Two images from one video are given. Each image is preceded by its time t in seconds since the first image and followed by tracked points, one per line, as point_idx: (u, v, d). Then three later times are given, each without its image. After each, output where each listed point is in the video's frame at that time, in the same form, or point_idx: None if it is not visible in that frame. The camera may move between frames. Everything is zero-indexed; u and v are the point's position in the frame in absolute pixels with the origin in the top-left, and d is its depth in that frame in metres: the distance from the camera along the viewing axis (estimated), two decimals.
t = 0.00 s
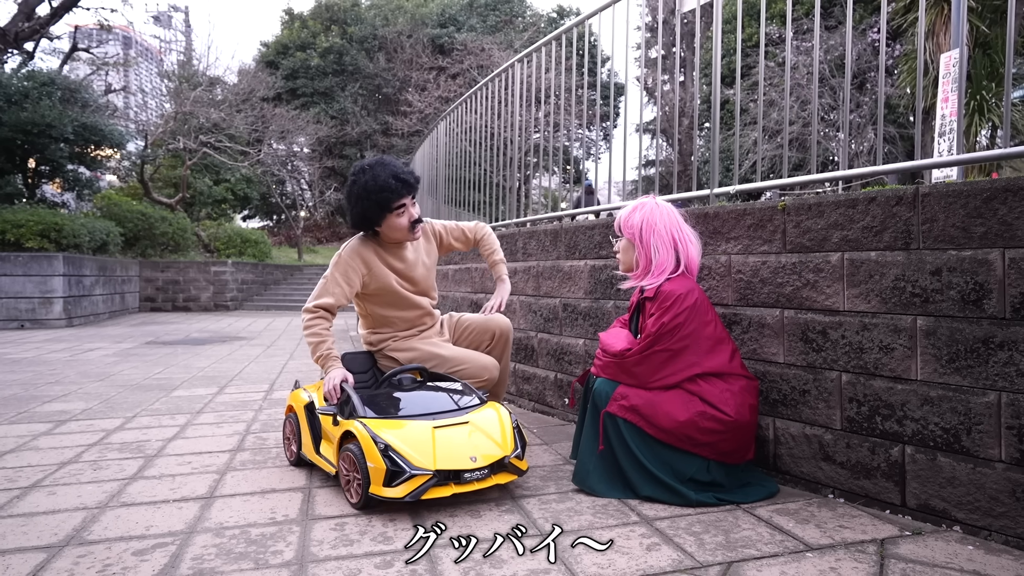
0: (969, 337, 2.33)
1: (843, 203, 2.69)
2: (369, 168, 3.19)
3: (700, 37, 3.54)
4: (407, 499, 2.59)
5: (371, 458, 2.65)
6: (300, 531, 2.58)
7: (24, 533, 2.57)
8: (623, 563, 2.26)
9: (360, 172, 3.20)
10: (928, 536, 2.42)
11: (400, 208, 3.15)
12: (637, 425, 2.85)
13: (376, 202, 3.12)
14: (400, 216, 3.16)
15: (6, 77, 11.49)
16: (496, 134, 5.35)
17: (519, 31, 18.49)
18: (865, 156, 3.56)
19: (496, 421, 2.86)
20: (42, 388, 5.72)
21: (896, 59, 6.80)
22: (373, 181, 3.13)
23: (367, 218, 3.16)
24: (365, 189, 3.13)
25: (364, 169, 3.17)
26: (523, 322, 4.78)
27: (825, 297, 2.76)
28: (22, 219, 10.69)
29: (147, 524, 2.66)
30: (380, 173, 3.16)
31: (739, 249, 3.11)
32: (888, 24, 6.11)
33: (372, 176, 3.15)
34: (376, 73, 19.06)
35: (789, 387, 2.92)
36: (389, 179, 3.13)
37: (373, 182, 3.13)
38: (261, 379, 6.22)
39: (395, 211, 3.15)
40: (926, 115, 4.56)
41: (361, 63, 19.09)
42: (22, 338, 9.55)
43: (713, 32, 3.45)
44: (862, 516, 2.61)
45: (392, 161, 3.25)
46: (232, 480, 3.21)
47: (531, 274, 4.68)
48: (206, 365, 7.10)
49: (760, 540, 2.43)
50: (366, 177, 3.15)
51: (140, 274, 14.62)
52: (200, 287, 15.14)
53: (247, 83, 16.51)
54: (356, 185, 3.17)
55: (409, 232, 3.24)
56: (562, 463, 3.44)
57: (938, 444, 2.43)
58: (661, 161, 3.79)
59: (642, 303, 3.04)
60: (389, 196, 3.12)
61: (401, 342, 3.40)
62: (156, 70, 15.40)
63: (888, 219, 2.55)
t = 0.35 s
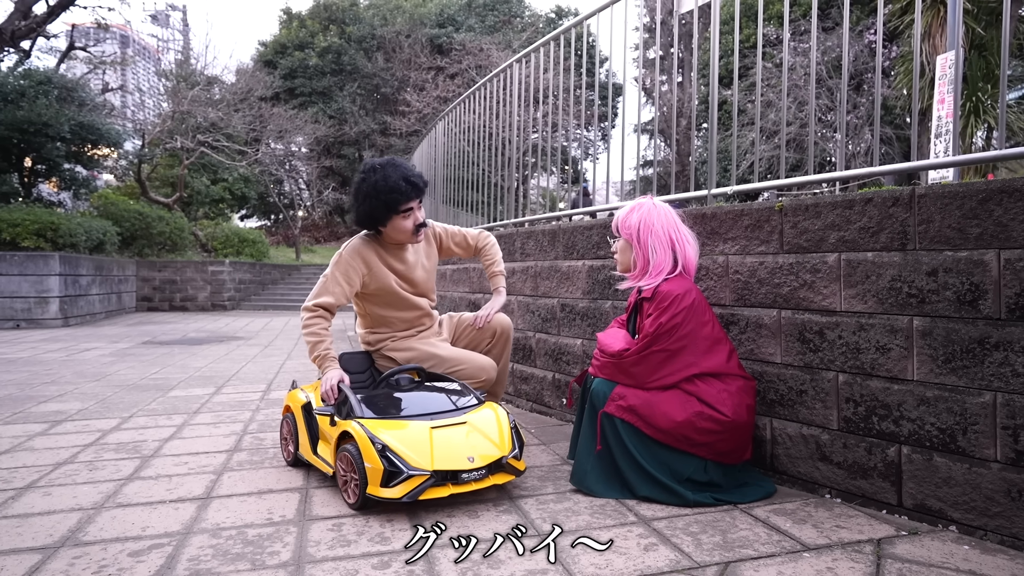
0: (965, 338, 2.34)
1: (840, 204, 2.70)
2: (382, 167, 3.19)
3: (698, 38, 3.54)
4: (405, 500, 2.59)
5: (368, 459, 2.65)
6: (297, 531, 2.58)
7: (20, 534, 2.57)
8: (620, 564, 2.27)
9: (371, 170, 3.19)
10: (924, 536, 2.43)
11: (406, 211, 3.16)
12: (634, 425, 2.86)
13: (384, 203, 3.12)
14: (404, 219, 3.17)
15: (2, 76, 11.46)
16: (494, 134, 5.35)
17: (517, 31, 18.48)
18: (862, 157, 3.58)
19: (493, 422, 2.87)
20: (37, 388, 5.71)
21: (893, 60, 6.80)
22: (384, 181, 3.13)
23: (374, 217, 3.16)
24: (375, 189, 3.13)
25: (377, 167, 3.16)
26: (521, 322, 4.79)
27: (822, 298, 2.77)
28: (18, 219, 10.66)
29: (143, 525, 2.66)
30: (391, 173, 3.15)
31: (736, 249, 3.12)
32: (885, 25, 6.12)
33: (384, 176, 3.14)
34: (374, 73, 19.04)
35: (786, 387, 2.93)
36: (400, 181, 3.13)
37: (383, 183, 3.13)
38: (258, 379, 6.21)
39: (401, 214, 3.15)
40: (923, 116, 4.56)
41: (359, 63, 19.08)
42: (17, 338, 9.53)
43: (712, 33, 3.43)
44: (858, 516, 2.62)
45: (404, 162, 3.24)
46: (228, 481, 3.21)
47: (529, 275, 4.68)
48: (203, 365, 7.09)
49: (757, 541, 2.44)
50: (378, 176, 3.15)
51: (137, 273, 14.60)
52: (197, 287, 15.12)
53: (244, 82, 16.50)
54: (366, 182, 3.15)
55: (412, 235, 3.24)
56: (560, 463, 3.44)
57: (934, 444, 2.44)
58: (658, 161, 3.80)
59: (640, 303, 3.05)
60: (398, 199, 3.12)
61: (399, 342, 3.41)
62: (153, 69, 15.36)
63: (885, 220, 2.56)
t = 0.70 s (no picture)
0: (962, 337, 2.34)
1: (837, 204, 2.70)
2: (453, 173, 3.15)
3: (695, 39, 3.55)
4: (401, 500, 2.58)
5: (365, 458, 2.64)
6: (294, 532, 2.58)
7: (15, 535, 2.55)
8: (618, 563, 2.27)
9: (442, 170, 3.15)
10: (921, 535, 2.43)
11: (456, 221, 3.14)
12: (632, 425, 2.86)
13: (444, 206, 3.08)
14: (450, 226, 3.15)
15: None
16: (491, 134, 5.35)
17: (513, 31, 18.47)
18: (859, 158, 3.57)
19: (491, 422, 2.87)
20: (33, 389, 5.69)
21: (889, 60, 6.81)
22: (450, 185, 3.08)
23: (428, 216, 3.11)
24: (439, 190, 3.08)
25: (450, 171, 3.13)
26: (518, 322, 4.78)
27: (819, 297, 2.77)
28: (13, 220, 10.61)
29: (139, 525, 2.65)
30: (459, 180, 3.12)
31: (733, 249, 3.12)
32: (882, 25, 6.12)
33: (456, 183, 3.11)
34: (370, 73, 19.01)
35: (783, 387, 2.93)
36: (467, 193, 3.11)
37: (452, 188, 3.09)
38: (254, 380, 6.20)
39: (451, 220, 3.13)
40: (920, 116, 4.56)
41: (355, 63, 19.05)
42: (13, 339, 9.49)
43: (708, 33, 3.43)
44: (855, 515, 2.62)
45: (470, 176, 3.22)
46: (224, 481, 3.20)
47: (526, 274, 4.68)
48: (199, 366, 7.08)
49: (754, 540, 2.44)
50: (448, 178, 3.11)
51: (133, 274, 14.56)
52: (194, 287, 15.08)
53: (240, 82, 16.46)
54: (436, 178, 3.11)
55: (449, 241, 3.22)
56: (557, 463, 3.44)
57: (931, 443, 2.44)
58: (656, 161, 3.76)
59: (637, 303, 3.05)
60: (456, 207, 3.10)
61: (400, 342, 3.40)
62: (149, 69, 15.31)
63: (882, 220, 2.56)
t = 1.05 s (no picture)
0: (962, 335, 2.33)
1: (837, 202, 2.69)
2: (521, 193, 3.07)
3: (694, 36, 3.55)
4: (401, 499, 2.57)
5: (365, 458, 2.63)
6: (293, 531, 2.57)
7: (15, 534, 2.54)
8: (618, 562, 2.26)
9: (512, 184, 3.08)
10: (922, 533, 2.42)
11: (496, 236, 3.10)
12: (631, 424, 2.85)
13: (494, 219, 3.03)
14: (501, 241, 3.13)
15: None
16: (490, 133, 5.33)
17: (512, 30, 18.45)
18: (858, 156, 3.54)
19: (491, 421, 2.87)
20: (33, 388, 5.68)
21: (888, 58, 6.79)
22: (496, 201, 3.02)
23: (476, 223, 3.08)
24: (497, 202, 3.02)
25: (518, 189, 3.05)
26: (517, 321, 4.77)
27: (819, 295, 2.76)
28: (12, 220, 10.58)
29: (139, 524, 2.64)
30: (519, 200, 3.05)
31: (733, 247, 3.11)
32: (881, 23, 6.10)
33: (516, 203, 3.03)
34: (369, 72, 18.98)
35: (783, 385, 2.92)
36: (521, 219, 3.03)
37: (511, 210, 3.02)
38: (254, 379, 6.18)
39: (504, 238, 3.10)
40: (919, 114, 4.55)
41: (354, 62, 19.02)
42: (13, 339, 9.47)
43: (707, 31, 3.41)
44: (856, 514, 2.61)
45: (535, 200, 3.13)
46: (224, 480, 3.19)
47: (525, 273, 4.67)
48: (199, 365, 7.06)
49: (755, 539, 2.43)
50: (511, 196, 3.03)
51: (132, 273, 14.54)
52: (193, 287, 15.06)
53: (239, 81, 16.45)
54: (502, 192, 3.04)
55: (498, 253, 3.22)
56: (557, 462, 3.43)
57: (932, 441, 2.44)
58: (655, 160, 3.76)
59: (637, 301, 3.04)
60: (502, 227, 3.05)
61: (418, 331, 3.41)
62: (148, 69, 15.27)
63: (882, 217, 2.55)
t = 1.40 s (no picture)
0: (966, 329, 2.33)
1: (839, 196, 2.69)
2: (455, 190, 2.73)
3: (695, 31, 3.54)
4: (404, 495, 2.58)
5: (368, 454, 2.63)
6: (297, 526, 2.57)
7: (20, 530, 2.55)
8: (621, 558, 2.25)
9: (449, 179, 2.75)
10: (925, 528, 2.42)
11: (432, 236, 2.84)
12: (633, 419, 2.85)
13: (421, 219, 2.74)
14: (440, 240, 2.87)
15: None
16: (491, 129, 5.33)
17: (512, 26, 18.41)
18: (861, 151, 3.50)
19: (492, 416, 2.87)
20: (36, 385, 5.69)
21: (891, 52, 6.76)
22: (422, 202, 2.73)
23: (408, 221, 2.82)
24: (425, 201, 2.72)
25: (448, 186, 2.70)
26: (519, 316, 4.77)
27: (822, 290, 2.76)
28: (16, 217, 10.59)
29: (143, 520, 2.64)
30: (451, 198, 2.71)
31: (735, 242, 3.10)
32: (884, 17, 6.07)
33: (446, 201, 2.70)
34: (370, 69, 18.94)
35: (786, 380, 2.92)
36: (451, 221, 2.70)
37: (438, 210, 2.70)
38: (256, 375, 6.19)
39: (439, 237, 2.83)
40: (921, 108, 4.53)
41: (355, 59, 18.99)
42: (17, 336, 9.49)
43: (709, 26, 3.40)
44: (859, 508, 2.61)
45: (476, 196, 2.77)
46: (227, 476, 3.19)
47: (527, 268, 4.67)
48: (201, 362, 7.08)
49: (758, 533, 2.43)
50: (441, 193, 2.71)
51: (135, 270, 14.55)
52: (195, 284, 15.08)
53: (240, 78, 16.44)
54: (433, 189, 2.73)
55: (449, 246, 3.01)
56: (559, 457, 3.43)
57: (935, 436, 2.43)
58: (656, 155, 3.77)
59: (638, 296, 3.04)
60: (434, 229, 2.75)
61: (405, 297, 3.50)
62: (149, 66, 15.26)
63: (885, 211, 2.54)
